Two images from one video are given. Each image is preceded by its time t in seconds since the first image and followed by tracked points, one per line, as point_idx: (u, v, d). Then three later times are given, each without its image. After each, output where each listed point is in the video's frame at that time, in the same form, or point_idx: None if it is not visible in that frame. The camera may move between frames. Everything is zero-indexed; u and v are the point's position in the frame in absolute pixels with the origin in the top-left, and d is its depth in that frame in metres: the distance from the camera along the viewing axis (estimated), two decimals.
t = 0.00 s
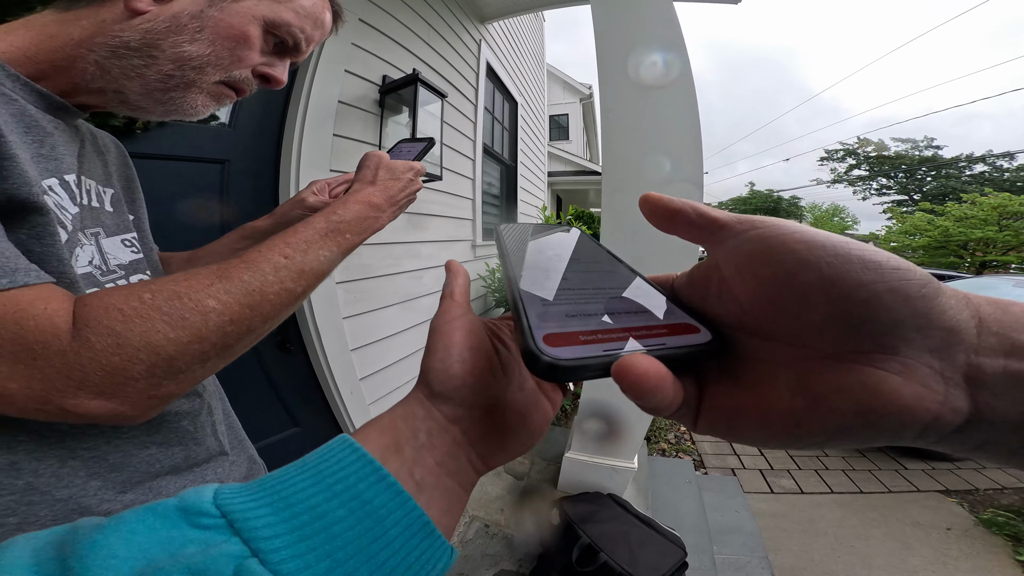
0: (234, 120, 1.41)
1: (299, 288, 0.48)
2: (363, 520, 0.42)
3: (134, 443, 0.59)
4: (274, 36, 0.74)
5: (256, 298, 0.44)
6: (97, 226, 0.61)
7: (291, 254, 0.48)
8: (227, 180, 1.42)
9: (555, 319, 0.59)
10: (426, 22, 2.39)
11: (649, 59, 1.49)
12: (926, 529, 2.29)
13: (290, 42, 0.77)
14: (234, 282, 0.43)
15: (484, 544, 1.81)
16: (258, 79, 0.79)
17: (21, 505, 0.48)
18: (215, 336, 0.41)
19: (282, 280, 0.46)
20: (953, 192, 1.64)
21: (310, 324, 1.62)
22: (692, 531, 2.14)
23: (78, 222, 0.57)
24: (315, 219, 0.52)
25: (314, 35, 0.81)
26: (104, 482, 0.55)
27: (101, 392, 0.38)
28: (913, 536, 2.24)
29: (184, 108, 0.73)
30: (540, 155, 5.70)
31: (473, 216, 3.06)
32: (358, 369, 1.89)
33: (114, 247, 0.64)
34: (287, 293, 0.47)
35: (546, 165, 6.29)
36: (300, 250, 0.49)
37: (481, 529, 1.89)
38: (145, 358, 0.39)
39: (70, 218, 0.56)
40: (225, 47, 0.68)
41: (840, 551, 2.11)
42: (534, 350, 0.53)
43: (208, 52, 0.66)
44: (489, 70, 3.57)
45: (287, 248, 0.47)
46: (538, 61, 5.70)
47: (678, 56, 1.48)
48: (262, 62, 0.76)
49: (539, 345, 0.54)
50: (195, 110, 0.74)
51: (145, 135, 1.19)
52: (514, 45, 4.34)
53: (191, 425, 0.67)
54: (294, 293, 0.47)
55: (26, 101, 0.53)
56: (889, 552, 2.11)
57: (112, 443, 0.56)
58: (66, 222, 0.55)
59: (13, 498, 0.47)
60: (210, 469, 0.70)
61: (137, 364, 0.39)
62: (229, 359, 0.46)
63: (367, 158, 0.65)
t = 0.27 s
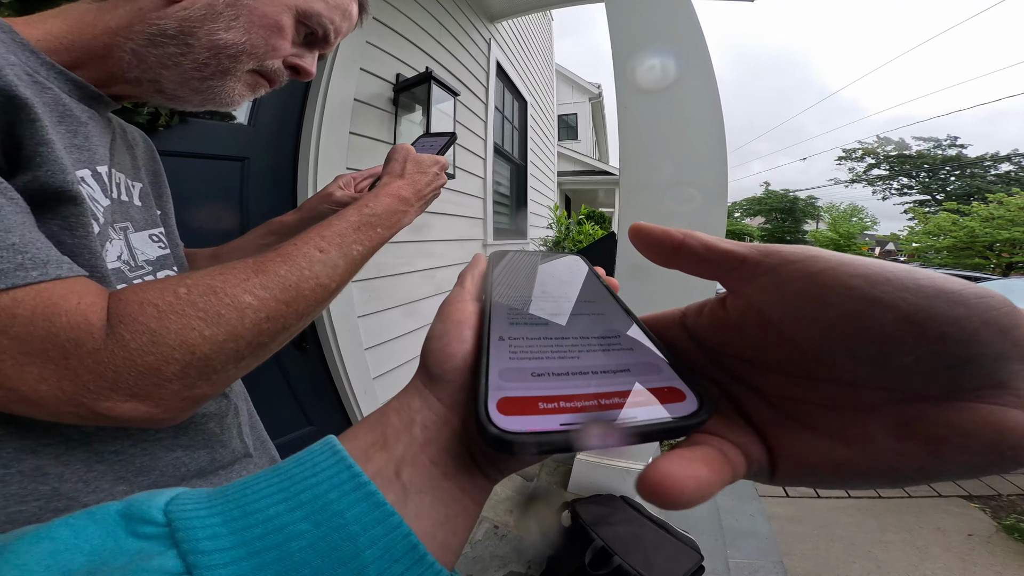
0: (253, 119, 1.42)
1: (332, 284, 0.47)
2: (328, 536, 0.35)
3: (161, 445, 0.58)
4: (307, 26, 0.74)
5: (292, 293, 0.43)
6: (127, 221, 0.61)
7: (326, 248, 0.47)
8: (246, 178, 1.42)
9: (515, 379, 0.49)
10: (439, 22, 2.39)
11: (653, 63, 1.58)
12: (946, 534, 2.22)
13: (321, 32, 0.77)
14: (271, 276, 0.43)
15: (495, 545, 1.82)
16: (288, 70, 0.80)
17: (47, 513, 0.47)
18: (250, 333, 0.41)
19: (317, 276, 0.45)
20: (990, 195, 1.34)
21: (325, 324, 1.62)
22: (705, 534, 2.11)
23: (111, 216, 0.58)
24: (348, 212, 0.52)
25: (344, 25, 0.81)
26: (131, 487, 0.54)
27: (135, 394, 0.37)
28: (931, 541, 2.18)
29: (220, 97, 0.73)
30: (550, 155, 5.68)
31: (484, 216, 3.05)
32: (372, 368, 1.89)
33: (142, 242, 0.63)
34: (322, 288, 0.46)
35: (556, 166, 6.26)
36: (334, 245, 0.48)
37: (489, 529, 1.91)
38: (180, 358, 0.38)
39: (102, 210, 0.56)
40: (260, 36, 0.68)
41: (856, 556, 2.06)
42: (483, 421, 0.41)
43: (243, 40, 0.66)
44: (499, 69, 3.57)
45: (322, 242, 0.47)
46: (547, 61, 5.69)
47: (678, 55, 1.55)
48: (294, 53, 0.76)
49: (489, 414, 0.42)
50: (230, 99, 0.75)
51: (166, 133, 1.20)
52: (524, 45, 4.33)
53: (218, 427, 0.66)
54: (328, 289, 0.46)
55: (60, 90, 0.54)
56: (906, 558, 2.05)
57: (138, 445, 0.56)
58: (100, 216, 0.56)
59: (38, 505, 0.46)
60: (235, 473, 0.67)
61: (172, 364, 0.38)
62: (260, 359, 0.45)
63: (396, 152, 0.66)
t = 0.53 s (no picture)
0: (265, 115, 1.40)
1: (366, 286, 0.43)
2: None
3: (186, 456, 0.54)
4: (335, 13, 0.70)
5: (325, 295, 0.40)
6: (143, 217, 0.59)
7: (358, 247, 0.44)
8: (260, 175, 1.41)
9: None
10: (448, 18, 2.36)
11: (650, 69, 1.52)
12: (961, 536, 2.17)
13: (348, 21, 0.73)
14: (303, 277, 0.40)
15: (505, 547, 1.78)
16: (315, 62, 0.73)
17: (73, 528, 0.44)
18: (283, 340, 0.38)
19: (349, 276, 0.42)
20: None
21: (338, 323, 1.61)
22: (718, 536, 2.07)
23: (128, 212, 0.56)
24: (376, 208, 0.48)
25: (369, 15, 0.78)
26: (156, 500, 0.51)
27: (164, 406, 0.36)
28: (947, 544, 2.13)
29: (252, 86, 0.65)
30: (557, 153, 5.65)
31: (493, 214, 3.02)
32: (382, 368, 1.88)
33: (159, 240, 0.61)
34: (355, 291, 0.42)
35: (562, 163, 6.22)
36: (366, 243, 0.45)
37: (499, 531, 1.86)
38: (212, 367, 0.36)
39: (120, 206, 0.55)
40: (291, 22, 0.61)
41: (870, 560, 2.02)
42: None
43: (274, 25, 0.59)
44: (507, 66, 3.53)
45: (353, 240, 0.44)
46: (554, 58, 5.64)
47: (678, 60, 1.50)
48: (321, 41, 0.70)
49: None
50: (261, 88, 0.67)
51: (181, 128, 1.20)
52: (530, 41, 4.29)
53: (242, 435, 0.64)
54: (361, 290, 0.43)
55: (81, 78, 0.50)
56: (921, 561, 2.01)
57: (164, 457, 0.51)
58: (119, 215, 0.54)
59: (67, 520, 0.43)
60: (258, 480, 0.67)
61: (204, 374, 0.36)
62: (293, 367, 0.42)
63: (421, 146, 0.62)
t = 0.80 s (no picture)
0: (252, 108, 1.37)
1: (325, 288, 0.37)
2: None
3: (140, 466, 0.51)
4: None
5: (273, 299, 0.34)
6: (95, 215, 0.55)
7: (317, 246, 0.37)
8: (247, 171, 1.37)
9: None
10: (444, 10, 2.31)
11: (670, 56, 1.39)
12: (958, 536, 2.16)
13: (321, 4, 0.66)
14: (246, 279, 0.33)
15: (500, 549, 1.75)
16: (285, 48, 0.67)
17: (11, 541, 0.41)
18: (220, 349, 0.32)
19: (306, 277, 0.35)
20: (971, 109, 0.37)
21: (328, 321, 1.57)
22: (716, 536, 2.05)
23: (68, 211, 0.50)
24: (343, 202, 0.42)
25: None
26: (108, 511, 0.48)
27: (83, 421, 0.30)
28: (944, 544, 2.11)
29: (210, 76, 0.61)
30: (557, 149, 5.60)
31: (490, 211, 2.98)
32: (376, 368, 1.84)
33: (114, 240, 0.57)
34: (311, 294, 0.36)
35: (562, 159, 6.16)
36: (327, 242, 0.38)
37: (494, 531, 1.82)
38: (132, 380, 0.30)
39: (55, 206, 0.47)
40: (254, 5, 0.55)
41: (865, 559, 2.01)
42: None
43: (234, 9, 0.53)
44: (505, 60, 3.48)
45: (311, 238, 0.37)
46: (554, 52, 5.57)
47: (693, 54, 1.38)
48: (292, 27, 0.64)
49: None
50: (222, 77, 0.63)
51: (161, 124, 1.16)
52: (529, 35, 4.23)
53: (204, 445, 0.59)
54: (320, 294, 0.36)
55: (13, 69, 0.46)
56: (917, 561, 2.00)
57: (113, 467, 0.48)
58: (49, 210, 0.46)
59: None
60: (224, 489, 0.64)
61: (123, 387, 0.30)
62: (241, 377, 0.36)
63: (401, 134, 0.56)
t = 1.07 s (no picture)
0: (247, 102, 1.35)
1: (312, 280, 0.35)
2: None
3: (123, 466, 0.50)
4: None
5: (254, 291, 0.32)
6: (78, 207, 0.53)
7: (304, 235, 0.35)
8: (242, 165, 1.35)
9: None
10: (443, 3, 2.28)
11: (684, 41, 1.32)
12: (957, 533, 2.16)
13: None
14: (225, 269, 0.31)
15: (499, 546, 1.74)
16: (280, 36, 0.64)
17: None
18: (195, 344, 0.30)
19: (291, 269, 0.34)
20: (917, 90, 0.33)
21: (326, 318, 1.56)
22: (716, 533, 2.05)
23: (46, 200, 0.47)
24: (335, 192, 0.40)
25: None
26: (91, 511, 0.47)
27: (49, 420, 0.29)
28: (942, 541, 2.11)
29: (190, 66, 0.58)
30: (557, 145, 5.57)
31: (489, 207, 2.96)
32: (375, 364, 1.83)
33: (98, 233, 0.55)
34: (296, 286, 0.34)
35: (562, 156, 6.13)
36: (315, 231, 0.36)
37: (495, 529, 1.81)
38: (98, 375, 0.28)
39: (31, 195, 0.45)
40: None
41: (864, 556, 2.01)
42: None
43: None
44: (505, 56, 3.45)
45: (299, 227, 0.35)
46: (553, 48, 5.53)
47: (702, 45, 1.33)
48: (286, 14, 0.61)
49: None
50: (202, 67, 0.60)
51: (154, 118, 1.13)
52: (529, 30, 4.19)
53: (191, 443, 0.57)
54: (307, 286, 0.35)
55: None
56: (916, 558, 2.00)
57: (96, 465, 0.47)
58: (24, 200, 0.44)
59: None
60: (217, 488, 0.63)
61: (88, 382, 0.28)
62: (221, 374, 0.34)
63: (397, 123, 0.54)
